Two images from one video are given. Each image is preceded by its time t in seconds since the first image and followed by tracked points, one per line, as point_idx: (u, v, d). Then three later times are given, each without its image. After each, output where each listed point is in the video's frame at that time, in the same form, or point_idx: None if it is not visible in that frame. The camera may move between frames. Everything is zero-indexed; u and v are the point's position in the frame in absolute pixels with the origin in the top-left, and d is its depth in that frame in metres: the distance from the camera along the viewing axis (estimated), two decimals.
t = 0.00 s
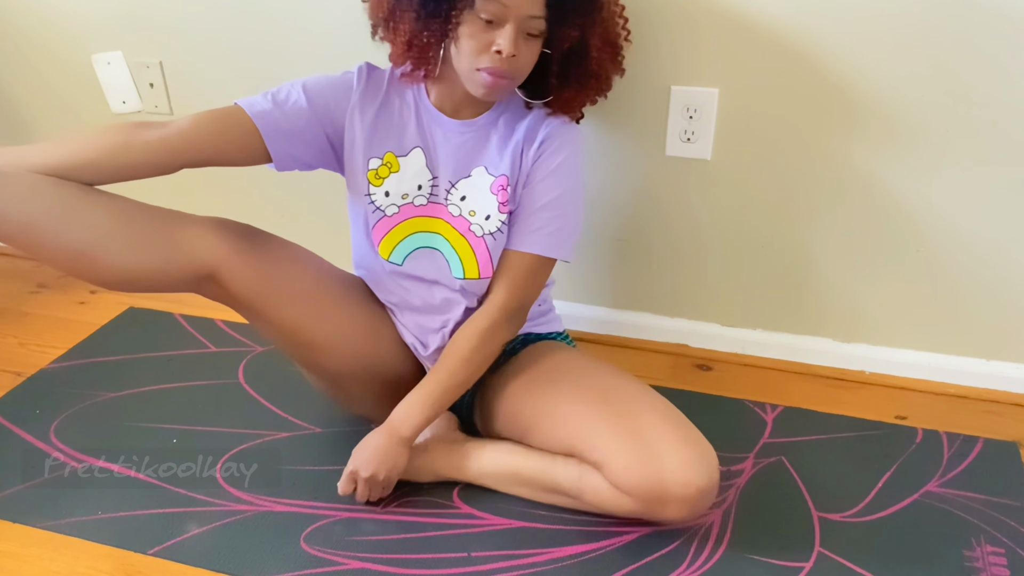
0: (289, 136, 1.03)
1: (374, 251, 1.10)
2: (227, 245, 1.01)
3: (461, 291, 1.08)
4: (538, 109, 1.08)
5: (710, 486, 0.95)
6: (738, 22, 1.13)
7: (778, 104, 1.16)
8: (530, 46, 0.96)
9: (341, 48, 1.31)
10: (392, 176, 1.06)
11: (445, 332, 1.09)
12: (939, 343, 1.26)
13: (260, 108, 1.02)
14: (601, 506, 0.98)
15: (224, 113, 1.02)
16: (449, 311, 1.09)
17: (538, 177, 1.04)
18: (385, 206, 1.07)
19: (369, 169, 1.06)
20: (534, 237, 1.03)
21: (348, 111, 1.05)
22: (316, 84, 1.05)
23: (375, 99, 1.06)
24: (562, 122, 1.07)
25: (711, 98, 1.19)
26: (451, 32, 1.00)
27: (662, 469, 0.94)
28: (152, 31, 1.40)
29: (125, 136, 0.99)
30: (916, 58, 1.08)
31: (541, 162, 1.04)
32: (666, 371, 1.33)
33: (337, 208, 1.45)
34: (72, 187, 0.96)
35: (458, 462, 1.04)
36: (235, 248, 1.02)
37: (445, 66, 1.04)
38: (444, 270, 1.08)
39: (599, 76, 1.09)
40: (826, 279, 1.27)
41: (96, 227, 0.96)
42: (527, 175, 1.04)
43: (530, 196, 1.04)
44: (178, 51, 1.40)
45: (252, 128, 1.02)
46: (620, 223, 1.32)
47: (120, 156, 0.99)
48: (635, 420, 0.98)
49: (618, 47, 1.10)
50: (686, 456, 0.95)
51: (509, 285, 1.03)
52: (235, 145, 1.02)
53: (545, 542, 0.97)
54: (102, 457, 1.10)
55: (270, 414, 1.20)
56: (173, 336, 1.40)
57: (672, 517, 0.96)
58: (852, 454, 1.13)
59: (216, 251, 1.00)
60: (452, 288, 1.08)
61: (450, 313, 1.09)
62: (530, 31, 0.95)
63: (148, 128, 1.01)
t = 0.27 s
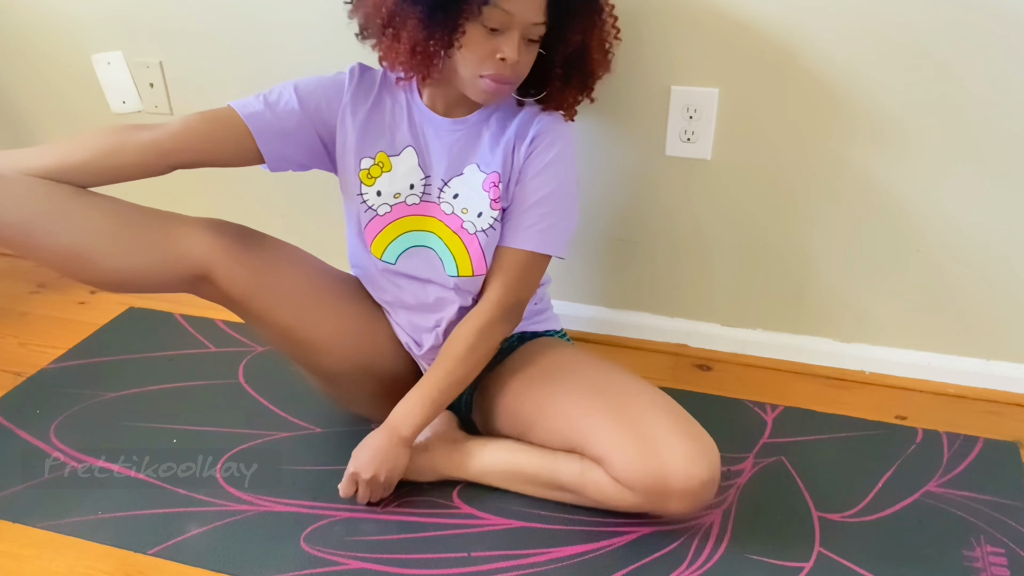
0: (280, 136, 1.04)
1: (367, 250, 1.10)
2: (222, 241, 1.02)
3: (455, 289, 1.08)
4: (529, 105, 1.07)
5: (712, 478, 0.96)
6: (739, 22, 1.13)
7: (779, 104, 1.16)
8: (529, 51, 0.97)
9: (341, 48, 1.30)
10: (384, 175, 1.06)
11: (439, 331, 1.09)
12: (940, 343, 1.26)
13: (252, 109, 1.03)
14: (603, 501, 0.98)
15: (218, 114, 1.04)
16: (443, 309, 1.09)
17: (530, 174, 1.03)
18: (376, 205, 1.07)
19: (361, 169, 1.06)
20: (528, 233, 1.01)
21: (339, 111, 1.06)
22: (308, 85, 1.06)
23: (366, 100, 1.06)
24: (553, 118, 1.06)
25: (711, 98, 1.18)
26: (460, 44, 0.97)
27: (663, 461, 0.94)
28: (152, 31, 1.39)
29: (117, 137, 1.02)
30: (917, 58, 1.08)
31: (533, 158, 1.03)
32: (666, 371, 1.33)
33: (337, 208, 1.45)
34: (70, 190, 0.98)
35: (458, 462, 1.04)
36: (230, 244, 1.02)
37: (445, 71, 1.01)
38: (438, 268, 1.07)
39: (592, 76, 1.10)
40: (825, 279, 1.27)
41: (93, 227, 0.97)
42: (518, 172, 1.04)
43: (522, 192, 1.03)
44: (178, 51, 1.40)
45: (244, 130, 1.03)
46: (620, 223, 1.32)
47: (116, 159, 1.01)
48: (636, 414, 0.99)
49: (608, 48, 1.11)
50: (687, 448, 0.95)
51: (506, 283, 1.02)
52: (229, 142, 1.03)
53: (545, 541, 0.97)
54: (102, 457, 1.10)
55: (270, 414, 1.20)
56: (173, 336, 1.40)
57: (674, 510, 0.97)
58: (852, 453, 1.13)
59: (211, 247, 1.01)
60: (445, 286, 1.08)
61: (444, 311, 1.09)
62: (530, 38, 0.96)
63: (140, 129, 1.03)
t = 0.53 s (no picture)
0: (275, 137, 1.04)
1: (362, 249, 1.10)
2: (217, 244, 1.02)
3: (450, 286, 1.08)
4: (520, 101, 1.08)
5: (711, 467, 0.96)
6: (738, 22, 1.13)
7: (778, 105, 1.16)
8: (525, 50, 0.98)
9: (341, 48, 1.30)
10: (378, 174, 1.06)
11: (435, 330, 1.08)
12: (939, 343, 1.26)
13: (246, 112, 1.04)
14: (602, 493, 0.99)
15: (213, 117, 1.04)
16: (438, 307, 1.09)
17: (524, 171, 1.03)
18: (371, 204, 1.07)
19: (354, 168, 1.06)
20: (522, 230, 1.02)
21: (332, 111, 1.06)
22: (301, 87, 1.06)
23: (360, 100, 1.07)
24: (546, 115, 1.06)
25: (710, 98, 1.18)
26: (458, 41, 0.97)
27: (662, 451, 0.94)
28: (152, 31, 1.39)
29: (113, 142, 1.03)
30: (916, 59, 1.08)
31: (526, 155, 1.04)
32: (666, 371, 1.33)
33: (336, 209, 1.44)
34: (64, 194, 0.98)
35: (458, 461, 1.04)
36: (226, 247, 1.03)
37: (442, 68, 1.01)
38: (434, 265, 1.07)
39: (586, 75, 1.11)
40: (825, 279, 1.27)
41: (89, 230, 0.97)
42: (512, 169, 1.04)
43: (516, 189, 1.03)
44: (178, 51, 1.40)
45: (239, 133, 1.03)
46: (619, 223, 1.32)
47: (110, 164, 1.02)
48: (634, 406, 0.99)
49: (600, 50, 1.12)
50: (685, 438, 0.95)
51: (504, 283, 1.02)
52: (224, 143, 1.04)
53: (545, 541, 0.97)
54: (102, 457, 1.10)
55: (270, 414, 1.20)
56: (173, 336, 1.40)
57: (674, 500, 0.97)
58: (852, 453, 1.13)
59: (206, 251, 1.01)
60: (440, 284, 1.08)
61: (439, 309, 1.09)
62: (526, 37, 0.96)
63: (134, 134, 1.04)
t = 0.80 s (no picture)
0: (273, 137, 1.04)
1: (360, 248, 1.11)
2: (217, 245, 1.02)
3: (449, 285, 1.08)
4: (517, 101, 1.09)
5: (712, 467, 0.96)
6: (738, 21, 1.13)
7: (778, 105, 1.16)
8: (520, 47, 0.97)
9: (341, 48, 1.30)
10: (376, 173, 1.06)
11: (434, 325, 1.08)
12: (939, 343, 1.26)
13: (244, 113, 1.04)
14: (604, 492, 0.99)
15: (211, 118, 1.04)
16: (436, 306, 1.09)
17: (522, 169, 1.03)
18: (369, 202, 1.07)
19: (353, 167, 1.06)
20: (521, 229, 1.02)
21: (330, 111, 1.06)
22: (298, 86, 1.06)
23: (357, 98, 1.07)
24: (543, 115, 1.06)
25: (710, 98, 1.18)
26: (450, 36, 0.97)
27: (663, 451, 0.94)
28: (152, 31, 1.39)
29: (112, 143, 1.02)
30: (916, 58, 1.08)
31: (524, 154, 1.04)
32: (666, 371, 1.33)
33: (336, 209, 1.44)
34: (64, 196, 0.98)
35: (458, 461, 1.04)
36: (226, 248, 1.03)
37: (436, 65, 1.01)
38: (432, 263, 1.08)
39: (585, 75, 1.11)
40: (825, 279, 1.26)
41: (89, 231, 0.97)
42: (510, 168, 1.04)
43: (514, 188, 1.03)
44: (178, 51, 1.40)
45: (237, 133, 1.03)
46: (619, 223, 1.32)
47: (110, 165, 1.02)
48: (633, 405, 0.99)
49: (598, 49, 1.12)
50: (686, 437, 0.95)
51: (504, 280, 1.02)
52: (224, 144, 1.03)
53: (545, 541, 0.97)
54: (102, 457, 1.10)
55: (270, 414, 1.20)
56: (173, 336, 1.40)
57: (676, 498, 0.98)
58: (853, 454, 1.13)
59: (205, 253, 1.01)
60: (439, 282, 1.08)
61: (437, 307, 1.09)
62: (521, 34, 0.96)
63: (133, 135, 1.04)
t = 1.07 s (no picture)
0: (276, 132, 1.04)
1: (361, 243, 1.11)
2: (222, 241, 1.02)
3: (449, 283, 1.08)
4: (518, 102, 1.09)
5: (712, 467, 0.96)
6: (738, 21, 1.12)
7: (779, 105, 1.16)
8: (519, 42, 0.97)
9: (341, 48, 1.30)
10: (377, 169, 1.06)
11: (433, 321, 1.08)
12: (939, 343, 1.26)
13: (248, 108, 1.04)
14: (605, 492, 0.99)
15: (215, 113, 1.04)
16: (435, 304, 1.09)
17: (522, 169, 1.04)
18: (370, 198, 1.07)
19: (354, 162, 1.06)
20: (522, 228, 1.02)
21: (332, 105, 1.06)
22: (301, 81, 1.07)
23: (359, 94, 1.07)
24: (543, 114, 1.07)
25: (711, 98, 1.18)
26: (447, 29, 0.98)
27: (664, 452, 0.94)
28: (152, 30, 1.39)
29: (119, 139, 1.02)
30: (915, 58, 1.08)
31: (524, 154, 1.04)
32: (666, 371, 1.33)
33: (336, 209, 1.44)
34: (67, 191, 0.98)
35: (458, 461, 1.04)
36: (229, 244, 1.02)
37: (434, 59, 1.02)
38: (433, 261, 1.08)
39: (587, 76, 1.11)
40: (824, 278, 1.26)
41: (98, 226, 0.97)
42: (510, 168, 1.04)
43: (514, 188, 1.04)
44: (178, 50, 1.40)
45: (241, 126, 1.03)
46: (618, 224, 1.32)
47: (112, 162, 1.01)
48: (634, 405, 0.99)
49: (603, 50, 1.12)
50: (686, 436, 0.95)
51: (506, 279, 1.03)
52: (227, 141, 1.03)
53: (546, 541, 0.97)
54: (102, 457, 1.10)
55: (270, 414, 1.20)
56: (173, 336, 1.40)
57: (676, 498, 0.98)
58: (853, 454, 1.13)
59: (211, 249, 1.00)
60: (438, 280, 1.08)
61: (436, 306, 1.09)
62: (520, 29, 0.96)
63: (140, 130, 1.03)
